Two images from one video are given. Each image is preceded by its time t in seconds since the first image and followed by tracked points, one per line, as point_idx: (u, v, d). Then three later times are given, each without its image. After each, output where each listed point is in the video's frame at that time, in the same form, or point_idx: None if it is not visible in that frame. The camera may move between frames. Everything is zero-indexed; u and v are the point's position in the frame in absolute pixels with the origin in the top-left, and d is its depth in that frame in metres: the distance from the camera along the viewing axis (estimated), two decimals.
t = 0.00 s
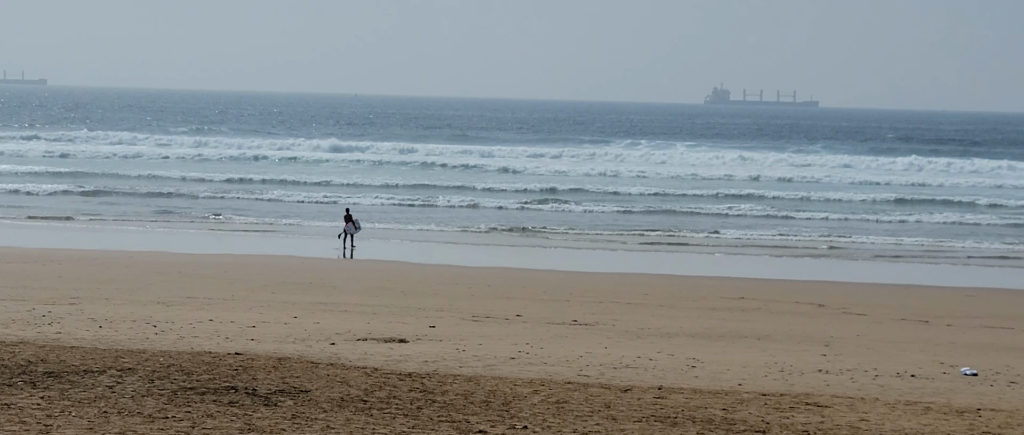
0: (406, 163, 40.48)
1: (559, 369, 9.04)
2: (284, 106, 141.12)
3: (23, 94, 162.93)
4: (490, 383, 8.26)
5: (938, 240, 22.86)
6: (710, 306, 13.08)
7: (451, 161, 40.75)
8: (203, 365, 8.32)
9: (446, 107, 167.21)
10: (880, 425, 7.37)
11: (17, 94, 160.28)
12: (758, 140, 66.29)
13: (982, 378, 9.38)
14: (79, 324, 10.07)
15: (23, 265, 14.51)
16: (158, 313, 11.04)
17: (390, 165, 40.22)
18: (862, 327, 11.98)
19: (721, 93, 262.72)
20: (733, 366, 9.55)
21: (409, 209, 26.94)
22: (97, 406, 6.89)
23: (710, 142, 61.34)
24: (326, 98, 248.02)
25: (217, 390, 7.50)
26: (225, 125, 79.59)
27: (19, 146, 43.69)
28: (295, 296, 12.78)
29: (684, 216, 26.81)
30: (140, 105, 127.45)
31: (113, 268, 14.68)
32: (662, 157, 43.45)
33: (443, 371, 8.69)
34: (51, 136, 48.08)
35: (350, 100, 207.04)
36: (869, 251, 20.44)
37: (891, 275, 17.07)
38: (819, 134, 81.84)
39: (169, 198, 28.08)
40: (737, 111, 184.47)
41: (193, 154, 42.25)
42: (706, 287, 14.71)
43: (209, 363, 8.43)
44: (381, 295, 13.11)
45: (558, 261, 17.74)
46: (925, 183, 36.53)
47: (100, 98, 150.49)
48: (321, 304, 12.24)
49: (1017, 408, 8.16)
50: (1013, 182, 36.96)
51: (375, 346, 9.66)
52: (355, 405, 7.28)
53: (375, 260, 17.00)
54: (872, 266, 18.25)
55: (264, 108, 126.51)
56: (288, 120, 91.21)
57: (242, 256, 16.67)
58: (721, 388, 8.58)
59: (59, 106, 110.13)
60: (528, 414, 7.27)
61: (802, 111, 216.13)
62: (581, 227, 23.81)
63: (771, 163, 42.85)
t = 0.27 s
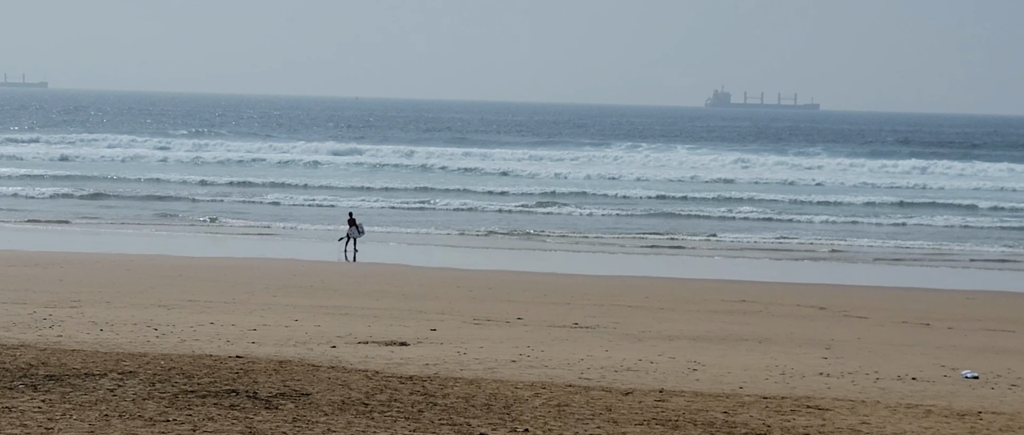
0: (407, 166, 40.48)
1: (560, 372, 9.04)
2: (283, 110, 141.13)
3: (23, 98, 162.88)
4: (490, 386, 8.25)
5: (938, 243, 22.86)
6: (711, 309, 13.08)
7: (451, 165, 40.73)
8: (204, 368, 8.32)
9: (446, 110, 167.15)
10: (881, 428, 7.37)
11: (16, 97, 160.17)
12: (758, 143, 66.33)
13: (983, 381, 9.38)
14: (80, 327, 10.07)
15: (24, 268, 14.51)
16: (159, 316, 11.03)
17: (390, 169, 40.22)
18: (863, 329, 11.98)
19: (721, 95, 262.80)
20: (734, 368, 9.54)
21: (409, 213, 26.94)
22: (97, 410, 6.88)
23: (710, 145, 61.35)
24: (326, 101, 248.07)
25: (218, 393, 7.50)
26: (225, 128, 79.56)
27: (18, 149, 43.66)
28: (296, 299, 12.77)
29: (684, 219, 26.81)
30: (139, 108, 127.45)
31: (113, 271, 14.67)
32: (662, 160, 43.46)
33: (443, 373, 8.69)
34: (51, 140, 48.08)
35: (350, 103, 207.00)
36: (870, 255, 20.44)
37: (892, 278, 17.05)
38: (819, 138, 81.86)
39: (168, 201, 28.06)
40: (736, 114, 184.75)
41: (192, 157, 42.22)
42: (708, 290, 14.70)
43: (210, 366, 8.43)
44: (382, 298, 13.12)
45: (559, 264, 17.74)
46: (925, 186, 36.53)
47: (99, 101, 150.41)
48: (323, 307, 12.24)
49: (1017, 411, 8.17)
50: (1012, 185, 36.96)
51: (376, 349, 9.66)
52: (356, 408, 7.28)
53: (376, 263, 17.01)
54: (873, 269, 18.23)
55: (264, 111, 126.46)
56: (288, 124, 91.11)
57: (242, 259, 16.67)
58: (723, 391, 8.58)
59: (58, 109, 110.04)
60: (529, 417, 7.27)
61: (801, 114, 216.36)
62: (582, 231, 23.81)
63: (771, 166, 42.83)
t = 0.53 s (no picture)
0: (408, 169, 40.49)
1: (561, 374, 9.04)
2: (283, 112, 141.03)
3: (23, 101, 162.77)
4: (492, 388, 8.25)
5: (938, 245, 22.87)
6: (712, 311, 13.08)
7: (451, 167, 40.74)
8: (205, 370, 8.32)
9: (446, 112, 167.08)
10: (883, 430, 7.37)
11: (17, 100, 160.10)
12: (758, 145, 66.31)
13: (984, 382, 9.38)
14: (82, 329, 10.07)
15: (25, 271, 14.51)
16: (160, 318, 11.04)
17: (390, 171, 40.24)
18: (864, 332, 11.99)
19: (721, 97, 262.92)
20: (735, 370, 9.55)
21: (410, 215, 26.93)
22: (99, 412, 6.88)
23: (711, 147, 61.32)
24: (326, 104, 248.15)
25: (219, 395, 7.50)
26: (225, 131, 79.54)
27: (18, 152, 43.63)
28: (297, 301, 12.78)
29: (685, 222, 26.81)
30: (139, 110, 127.35)
31: (114, 273, 14.68)
32: (663, 162, 43.47)
33: (445, 376, 8.69)
34: (51, 143, 48.07)
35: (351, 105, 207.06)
36: (871, 257, 20.44)
37: (892, 280, 17.06)
38: (820, 140, 81.88)
39: (169, 204, 28.05)
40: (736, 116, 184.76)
41: (192, 160, 42.21)
42: (708, 292, 14.71)
43: (211, 368, 8.43)
44: (384, 301, 13.12)
45: (560, 266, 17.75)
46: (926, 189, 36.53)
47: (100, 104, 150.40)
48: (324, 309, 12.26)
49: (1019, 413, 8.16)
50: (1013, 187, 36.96)
51: (378, 352, 9.66)
52: (357, 410, 7.28)
53: (377, 265, 17.02)
54: (875, 271, 18.22)
55: (265, 114, 126.42)
56: (288, 126, 91.04)
57: (244, 261, 16.68)
58: (724, 393, 8.58)
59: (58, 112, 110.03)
60: (531, 419, 7.27)
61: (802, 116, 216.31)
62: (583, 233, 23.80)
63: (771, 168, 42.84)
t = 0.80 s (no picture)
0: (407, 172, 40.46)
1: (562, 376, 9.03)
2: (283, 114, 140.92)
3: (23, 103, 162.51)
4: (492, 391, 8.25)
5: (939, 248, 22.87)
6: (713, 314, 13.07)
7: (451, 170, 40.72)
8: (206, 373, 8.32)
9: (446, 115, 166.85)
10: (884, 432, 7.36)
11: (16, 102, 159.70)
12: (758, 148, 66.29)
13: (985, 385, 9.38)
14: (82, 332, 10.07)
15: (25, 273, 14.50)
16: (161, 321, 11.04)
17: (390, 174, 40.22)
18: (865, 334, 11.99)
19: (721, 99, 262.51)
20: (736, 372, 9.54)
21: (410, 218, 26.91)
22: (100, 414, 6.88)
23: (710, 150, 61.30)
24: (326, 106, 247.85)
25: (220, 398, 7.50)
26: (225, 134, 79.52)
27: (17, 155, 43.58)
28: (298, 304, 12.78)
29: (685, 224, 26.79)
30: (138, 113, 127.23)
31: (115, 276, 14.67)
32: (663, 165, 43.45)
33: (445, 378, 8.69)
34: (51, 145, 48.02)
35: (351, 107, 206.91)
36: (872, 259, 20.43)
37: (893, 282, 17.06)
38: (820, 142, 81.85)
39: (169, 207, 28.02)
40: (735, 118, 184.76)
41: (192, 162, 42.18)
42: (709, 294, 14.71)
43: (212, 371, 8.43)
44: (385, 303, 13.12)
45: (560, 269, 17.74)
46: (926, 191, 36.52)
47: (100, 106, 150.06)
48: (324, 312, 12.26)
49: (1019, 415, 8.16)
50: (1013, 189, 36.96)
51: (378, 354, 9.66)
52: (358, 413, 7.28)
53: (379, 268, 17.00)
54: (876, 273, 18.20)
55: (264, 117, 126.37)
56: (287, 129, 90.98)
57: (244, 264, 16.67)
58: (724, 395, 8.58)
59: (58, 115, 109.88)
60: (531, 421, 7.27)
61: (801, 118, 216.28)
62: (584, 236, 23.78)
63: (771, 170, 42.84)
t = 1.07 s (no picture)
0: (408, 174, 40.45)
1: (562, 379, 9.03)
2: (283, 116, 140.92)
3: (22, 106, 162.39)
4: (493, 393, 8.24)
5: (939, 251, 22.86)
6: (715, 316, 13.07)
7: (452, 172, 40.71)
8: (207, 376, 8.32)
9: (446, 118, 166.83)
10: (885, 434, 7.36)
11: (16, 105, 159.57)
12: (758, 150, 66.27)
13: (986, 387, 9.37)
14: (84, 335, 10.06)
15: (25, 276, 14.49)
16: (162, 324, 11.04)
17: (390, 176, 40.22)
18: (867, 336, 11.99)
19: (721, 101, 262.45)
20: (737, 375, 9.54)
21: (410, 221, 26.89)
22: (101, 417, 6.88)
23: (711, 152, 61.29)
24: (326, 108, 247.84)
25: (221, 400, 7.49)
26: (225, 135, 79.52)
27: (17, 157, 43.55)
28: (299, 307, 12.77)
29: (686, 227, 26.78)
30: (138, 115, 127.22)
31: (115, 279, 14.66)
32: (663, 167, 43.44)
33: (446, 381, 8.68)
34: (52, 148, 48.01)
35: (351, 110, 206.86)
36: (873, 262, 20.44)
37: (895, 285, 17.05)
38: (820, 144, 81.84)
39: (169, 209, 28.00)
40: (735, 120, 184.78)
41: (192, 165, 42.15)
42: (711, 297, 14.69)
43: (213, 373, 8.43)
44: (386, 306, 13.12)
45: (561, 271, 17.73)
46: (927, 194, 36.51)
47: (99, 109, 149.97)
48: (325, 314, 12.24)
49: (1020, 417, 8.16)
50: (1014, 192, 36.95)
51: (379, 357, 9.66)
52: (359, 415, 7.28)
53: (380, 271, 16.97)
54: (876, 275, 18.21)
55: (264, 119, 126.35)
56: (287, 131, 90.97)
57: (245, 266, 16.66)
58: (726, 397, 8.57)
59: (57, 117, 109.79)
60: (533, 424, 7.26)
61: (801, 120, 216.34)
62: (585, 238, 23.77)
63: (772, 173, 42.83)
